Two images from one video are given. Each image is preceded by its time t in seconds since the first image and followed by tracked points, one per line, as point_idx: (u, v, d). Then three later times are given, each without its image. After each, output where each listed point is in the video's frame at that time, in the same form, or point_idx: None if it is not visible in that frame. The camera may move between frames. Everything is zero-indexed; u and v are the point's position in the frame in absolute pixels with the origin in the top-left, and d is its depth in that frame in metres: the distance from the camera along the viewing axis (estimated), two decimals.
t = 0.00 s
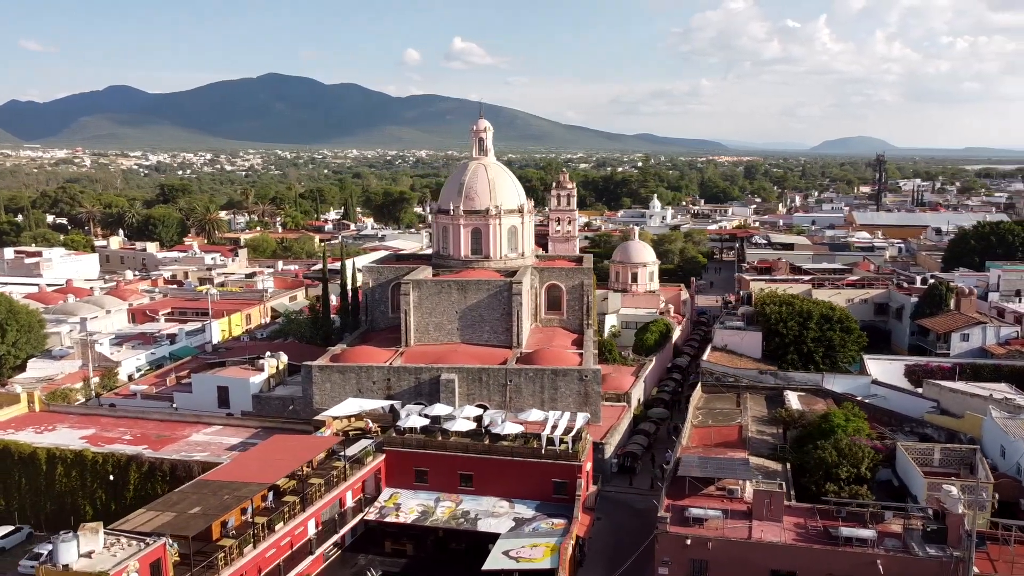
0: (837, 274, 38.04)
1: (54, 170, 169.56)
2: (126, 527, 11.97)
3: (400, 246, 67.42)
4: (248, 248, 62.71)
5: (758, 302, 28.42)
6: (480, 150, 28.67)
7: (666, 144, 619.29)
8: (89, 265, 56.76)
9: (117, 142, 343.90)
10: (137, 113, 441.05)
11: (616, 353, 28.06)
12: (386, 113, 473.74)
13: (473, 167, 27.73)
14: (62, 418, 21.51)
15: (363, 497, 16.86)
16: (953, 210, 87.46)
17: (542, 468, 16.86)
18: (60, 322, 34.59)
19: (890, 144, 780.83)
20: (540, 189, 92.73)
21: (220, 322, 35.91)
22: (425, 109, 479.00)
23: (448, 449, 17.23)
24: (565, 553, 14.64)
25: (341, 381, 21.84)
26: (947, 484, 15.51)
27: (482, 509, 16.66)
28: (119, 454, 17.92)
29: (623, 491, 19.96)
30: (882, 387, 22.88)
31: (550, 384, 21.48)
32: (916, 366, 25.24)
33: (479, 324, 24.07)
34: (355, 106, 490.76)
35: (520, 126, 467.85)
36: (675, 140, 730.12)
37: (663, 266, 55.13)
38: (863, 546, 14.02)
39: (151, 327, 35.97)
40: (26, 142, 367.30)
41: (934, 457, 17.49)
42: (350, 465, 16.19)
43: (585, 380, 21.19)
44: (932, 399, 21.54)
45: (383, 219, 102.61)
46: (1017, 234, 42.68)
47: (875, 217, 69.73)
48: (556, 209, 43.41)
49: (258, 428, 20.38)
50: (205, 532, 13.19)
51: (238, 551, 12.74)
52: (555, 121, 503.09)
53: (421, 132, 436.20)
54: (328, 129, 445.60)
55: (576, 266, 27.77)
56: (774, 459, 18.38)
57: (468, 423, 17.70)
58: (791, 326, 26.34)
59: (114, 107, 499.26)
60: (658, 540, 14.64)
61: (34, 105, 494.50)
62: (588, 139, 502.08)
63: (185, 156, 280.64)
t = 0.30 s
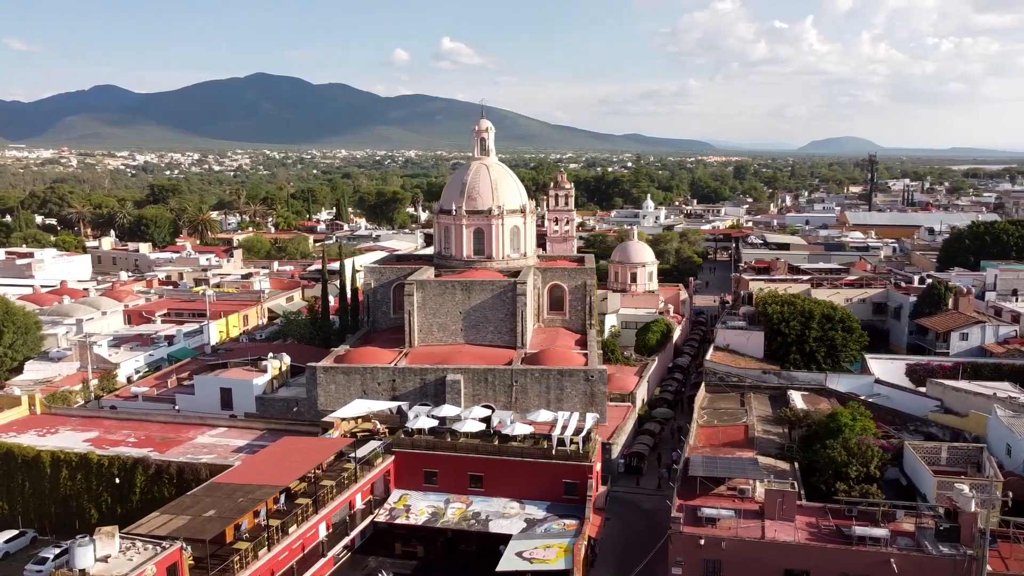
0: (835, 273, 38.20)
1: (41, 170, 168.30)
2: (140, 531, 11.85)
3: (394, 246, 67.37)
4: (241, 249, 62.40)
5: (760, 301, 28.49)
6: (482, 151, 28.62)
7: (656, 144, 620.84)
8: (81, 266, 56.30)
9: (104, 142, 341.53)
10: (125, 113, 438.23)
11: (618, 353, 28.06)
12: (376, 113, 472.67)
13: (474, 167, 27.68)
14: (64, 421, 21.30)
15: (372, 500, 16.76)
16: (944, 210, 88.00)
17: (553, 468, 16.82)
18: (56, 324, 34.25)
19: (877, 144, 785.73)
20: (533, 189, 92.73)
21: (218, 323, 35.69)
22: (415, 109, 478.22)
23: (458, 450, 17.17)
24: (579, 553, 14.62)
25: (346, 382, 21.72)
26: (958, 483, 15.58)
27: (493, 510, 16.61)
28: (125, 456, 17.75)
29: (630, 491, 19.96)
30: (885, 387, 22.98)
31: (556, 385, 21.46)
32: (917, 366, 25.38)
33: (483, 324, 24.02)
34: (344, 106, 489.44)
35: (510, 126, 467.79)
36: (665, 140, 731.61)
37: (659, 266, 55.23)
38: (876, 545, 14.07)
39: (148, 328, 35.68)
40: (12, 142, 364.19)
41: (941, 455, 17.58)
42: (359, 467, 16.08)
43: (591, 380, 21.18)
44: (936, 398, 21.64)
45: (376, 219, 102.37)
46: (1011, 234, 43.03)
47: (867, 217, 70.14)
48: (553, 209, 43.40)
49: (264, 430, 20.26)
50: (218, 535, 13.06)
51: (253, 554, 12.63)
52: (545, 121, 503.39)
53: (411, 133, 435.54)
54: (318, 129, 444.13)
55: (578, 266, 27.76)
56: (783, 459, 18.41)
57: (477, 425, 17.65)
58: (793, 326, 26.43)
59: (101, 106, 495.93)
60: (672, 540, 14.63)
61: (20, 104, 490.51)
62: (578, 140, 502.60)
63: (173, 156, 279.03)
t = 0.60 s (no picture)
0: (832, 273, 38.36)
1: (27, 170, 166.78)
2: (156, 535, 11.75)
3: (388, 246, 67.63)
4: (235, 249, 62.05)
5: (761, 301, 28.57)
6: (483, 151, 28.54)
7: (645, 144, 622.61)
8: (73, 267, 55.82)
9: (92, 143, 339.11)
10: (112, 113, 435.03)
11: (621, 353, 28.05)
12: (366, 113, 471.48)
13: (476, 167, 27.61)
14: (66, 424, 21.09)
15: (382, 501, 16.70)
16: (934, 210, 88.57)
17: (564, 468, 16.77)
18: (52, 325, 33.90)
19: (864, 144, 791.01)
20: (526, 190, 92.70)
21: (215, 325, 35.49)
22: (405, 110, 477.40)
23: (468, 451, 17.10)
24: (593, 554, 14.58)
25: (351, 384, 21.59)
26: (968, 482, 15.66)
27: (504, 511, 16.56)
28: (131, 459, 17.59)
29: (638, 491, 19.95)
30: (888, 386, 23.10)
31: (563, 385, 21.42)
32: (918, 365, 25.52)
33: (487, 325, 23.98)
34: (334, 106, 487.97)
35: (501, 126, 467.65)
36: (655, 140, 733.43)
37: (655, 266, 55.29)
38: (889, 544, 14.11)
39: (145, 330, 35.41)
40: None
41: (948, 454, 17.66)
42: (370, 469, 15.97)
43: (597, 381, 21.16)
44: (939, 397, 21.75)
45: (369, 219, 102.08)
46: (1005, 233, 43.36)
47: (860, 217, 70.54)
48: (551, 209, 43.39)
49: (269, 432, 20.13)
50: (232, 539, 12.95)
51: (269, 557, 12.52)
52: (535, 122, 503.74)
53: (401, 133, 434.65)
54: (308, 130, 442.57)
55: (580, 266, 27.75)
56: (790, 459, 18.46)
57: (487, 425, 17.60)
58: (795, 325, 26.51)
59: (88, 106, 492.30)
60: (685, 540, 14.64)
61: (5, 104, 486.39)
62: (568, 140, 503.05)
63: (162, 157, 277.27)
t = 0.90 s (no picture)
0: (830, 273, 38.53)
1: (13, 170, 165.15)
2: (173, 539, 11.62)
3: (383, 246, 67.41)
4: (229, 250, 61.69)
5: (763, 301, 28.63)
6: (485, 150, 28.46)
7: (635, 144, 623.83)
8: (65, 268, 55.33)
9: (79, 142, 336.68)
10: (99, 113, 431.61)
11: (624, 353, 28.05)
12: (356, 113, 470.26)
13: (479, 167, 27.53)
14: (69, 426, 20.89)
15: (392, 503, 16.62)
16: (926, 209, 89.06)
17: (575, 469, 16.73)
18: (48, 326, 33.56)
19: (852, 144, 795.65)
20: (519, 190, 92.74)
21: (213, 326, 35.27)
22: (395, 110, 476.49)
23: (479, 452, 17.05)
24: (608, 555, 14.56)
25: (356, 385, 21.47)
26: (978, 480, 15.74)
27: (516, 512, 16.52)
28: (138, 461, 17.44)
29: (646, 491, 19.96)
30: (891, 384, 23.19)
31: (569, 385, 21.39)
32: (920, 364, 25.64)
33: (492, 325, 23.92)
34: (324, 106, 486.44)
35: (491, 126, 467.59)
36: (643, 139, 734.91)
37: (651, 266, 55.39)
38: (903, 542, 14.16)
39: (142, 331, 35.13)
40: None
41: (956, 452, 17.75)
42: (382, 470, 15.89)
43: (604, 381, 21.15)
44: (943, 396, 21.87)
45: (362, 220, 101.78)
46: (999, 233, 43.71)
47: (852, 217, 70.94)
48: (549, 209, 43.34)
49: (275, 434, 20.01)
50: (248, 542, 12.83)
51: (286, 560, 12.42)
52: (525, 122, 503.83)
53: (391, 133, 433.78)
54: (297, 130, 440.91)
55: (583, 266, 27.74)
56: (799, 458, 18.50)
57: (497, 426, 17.55)
58: (798, 325, 26.59)
59: (74, 105, 488.29)
60: (700, 540, 14.64)
61: None
62: (559, 140, 503.43)
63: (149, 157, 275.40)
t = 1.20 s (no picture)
0: (828, 272, 38.67)
1: None
2: (192, 542, 11.50)
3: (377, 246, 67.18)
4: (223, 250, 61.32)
5: (765, 300, 28.69)
6: (488, 151, 28.41)
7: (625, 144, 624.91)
8: (58, 268, 54.86)
9: (67, 142, 334.33)
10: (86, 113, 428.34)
11: (627, 353, 28.04)
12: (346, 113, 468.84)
13: (481, 167, 27.46)
14: (73, 428, 20.68)
15: (404, 504, 16.53)
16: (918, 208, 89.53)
17: (587, 470, 16.70)
18: (45, 327, 33.24)
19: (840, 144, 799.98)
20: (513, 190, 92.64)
21: (212, 327, 35.08)
22: (386, 110, 475.45)
23: (490, 453, 17.00)
24: (624, 555, 14.53)
25: (363, 386, 21.36)
26: (989, 478, 15.81)
27: (528, 512, 16.47)
28: (146, 464, 17.28)
29: (654, 490, 19.95)
30: (895, 383, 23.27)
31: (576, 385, 21.36)
32: (922, 362, 25.75)
33: (497, 325, 23.86)
34: (313, 106, 484.74)
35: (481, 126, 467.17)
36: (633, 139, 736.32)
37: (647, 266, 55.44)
38: (918, 540, 14.21)
39: (140, 332, 34.86)
40: None
41: (964, 450, 17.83)
42: (395, 471, 15.79)
43: (611, 381, 21.13)
44: (948, 394, 21.98)
45: (354, 219, 101.42)
46: (994, 232, 44.00)
47: (846, 216, 71.26)
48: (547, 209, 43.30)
49: (282, 435, 19.89)
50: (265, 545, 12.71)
51: (304, 563, 12.31)
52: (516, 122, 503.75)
53: (381, 133, 432.72)
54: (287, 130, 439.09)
55: (586, 266, 27.71)
56: (808, 456, 18.54)
57: (508, 427, 17.50)
58: (801, 324, 26.67)
59: (60, 105, 484.49)
60: (715, 540, 14.65)
61: None
62: (549, 140, 503.68)
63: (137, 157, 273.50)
